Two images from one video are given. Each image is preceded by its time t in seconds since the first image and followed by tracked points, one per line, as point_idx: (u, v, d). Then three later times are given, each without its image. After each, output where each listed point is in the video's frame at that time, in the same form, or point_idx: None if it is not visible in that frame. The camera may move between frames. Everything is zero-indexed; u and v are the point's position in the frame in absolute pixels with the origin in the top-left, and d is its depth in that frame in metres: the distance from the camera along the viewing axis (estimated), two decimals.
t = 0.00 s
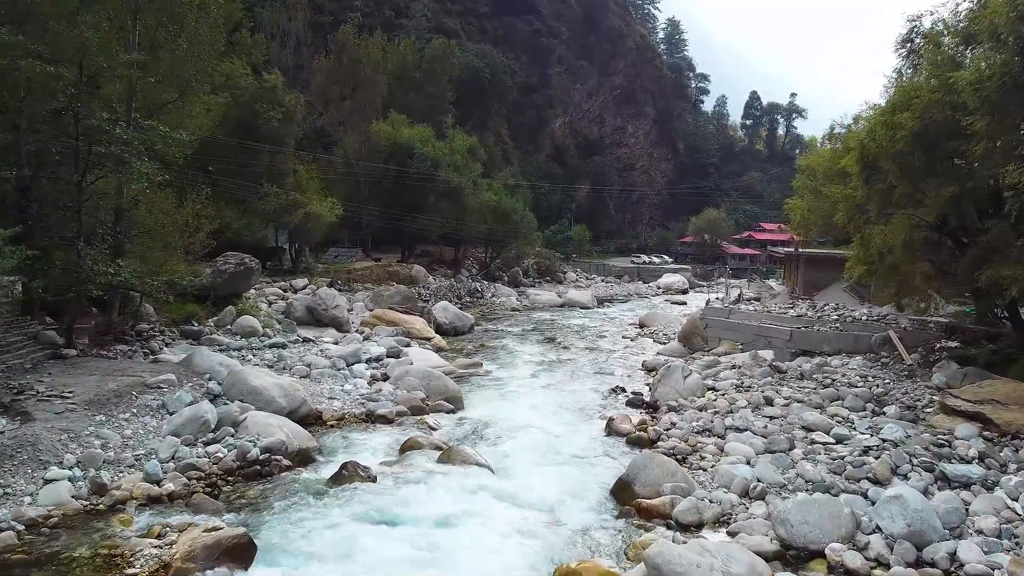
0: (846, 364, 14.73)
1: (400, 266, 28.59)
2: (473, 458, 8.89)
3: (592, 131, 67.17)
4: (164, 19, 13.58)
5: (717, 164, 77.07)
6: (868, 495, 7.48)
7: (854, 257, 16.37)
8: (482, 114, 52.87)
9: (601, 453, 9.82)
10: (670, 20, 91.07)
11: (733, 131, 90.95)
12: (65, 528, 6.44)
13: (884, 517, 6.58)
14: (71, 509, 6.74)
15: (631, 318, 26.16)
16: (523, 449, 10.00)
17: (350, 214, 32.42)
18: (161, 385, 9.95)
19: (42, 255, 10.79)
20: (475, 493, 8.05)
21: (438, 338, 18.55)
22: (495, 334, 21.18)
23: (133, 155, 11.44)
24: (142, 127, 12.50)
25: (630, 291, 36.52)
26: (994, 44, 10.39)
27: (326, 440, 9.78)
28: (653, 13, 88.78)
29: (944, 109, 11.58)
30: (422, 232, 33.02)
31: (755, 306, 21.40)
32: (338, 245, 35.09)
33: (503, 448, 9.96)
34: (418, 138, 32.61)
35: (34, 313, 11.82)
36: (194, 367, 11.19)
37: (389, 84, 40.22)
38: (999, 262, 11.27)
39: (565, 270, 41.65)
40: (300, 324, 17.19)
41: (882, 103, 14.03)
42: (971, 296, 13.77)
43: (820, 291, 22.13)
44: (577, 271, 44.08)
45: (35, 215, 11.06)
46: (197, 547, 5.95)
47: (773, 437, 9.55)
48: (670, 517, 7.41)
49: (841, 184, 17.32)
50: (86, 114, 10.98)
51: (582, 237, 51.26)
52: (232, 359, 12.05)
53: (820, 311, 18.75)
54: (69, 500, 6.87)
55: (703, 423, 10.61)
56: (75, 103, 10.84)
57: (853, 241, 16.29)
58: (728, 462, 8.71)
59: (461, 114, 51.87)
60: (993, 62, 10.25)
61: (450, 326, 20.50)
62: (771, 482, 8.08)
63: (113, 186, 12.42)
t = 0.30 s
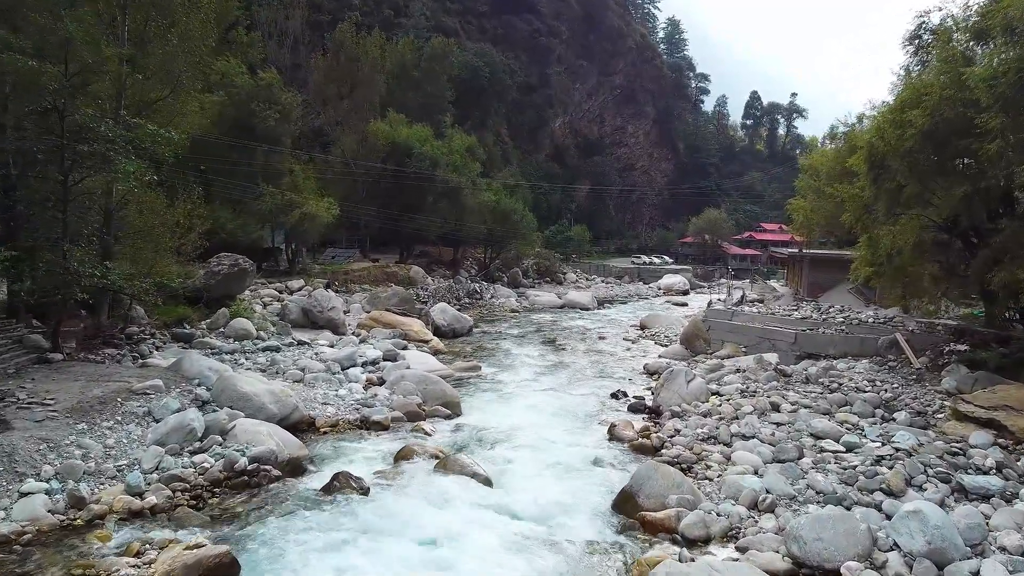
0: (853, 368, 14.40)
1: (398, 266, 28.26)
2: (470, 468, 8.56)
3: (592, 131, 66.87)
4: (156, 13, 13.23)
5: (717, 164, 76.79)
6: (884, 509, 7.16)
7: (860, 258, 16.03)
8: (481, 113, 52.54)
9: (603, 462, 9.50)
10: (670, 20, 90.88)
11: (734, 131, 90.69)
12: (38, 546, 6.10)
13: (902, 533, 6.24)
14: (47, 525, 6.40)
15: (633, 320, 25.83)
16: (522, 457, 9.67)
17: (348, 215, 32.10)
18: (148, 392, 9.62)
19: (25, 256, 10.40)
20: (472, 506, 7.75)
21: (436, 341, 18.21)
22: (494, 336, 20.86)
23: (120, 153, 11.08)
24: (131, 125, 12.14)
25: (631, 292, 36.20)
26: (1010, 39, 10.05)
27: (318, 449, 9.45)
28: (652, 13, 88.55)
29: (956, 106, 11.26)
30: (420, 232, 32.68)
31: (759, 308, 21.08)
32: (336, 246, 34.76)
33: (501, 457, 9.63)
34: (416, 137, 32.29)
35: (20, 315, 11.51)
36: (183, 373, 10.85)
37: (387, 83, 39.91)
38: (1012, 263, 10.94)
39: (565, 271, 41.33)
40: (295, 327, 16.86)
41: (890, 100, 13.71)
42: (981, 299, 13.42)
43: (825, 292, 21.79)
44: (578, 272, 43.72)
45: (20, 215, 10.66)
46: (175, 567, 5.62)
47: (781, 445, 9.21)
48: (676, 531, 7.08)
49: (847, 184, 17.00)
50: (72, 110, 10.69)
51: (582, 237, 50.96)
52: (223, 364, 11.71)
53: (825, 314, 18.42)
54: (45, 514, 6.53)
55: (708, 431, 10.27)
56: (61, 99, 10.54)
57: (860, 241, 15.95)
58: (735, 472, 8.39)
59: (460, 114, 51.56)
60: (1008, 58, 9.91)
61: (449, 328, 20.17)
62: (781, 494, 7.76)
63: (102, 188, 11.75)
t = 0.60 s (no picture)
0: (860, 371, 14.08)
1: (397, 267, 27.92)
2: (467, 478, 8.21)
3: (592, 131, 66.56)
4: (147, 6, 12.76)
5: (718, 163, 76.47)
6: (901, 522, 6.83)
7: (868, 258, 15.68)
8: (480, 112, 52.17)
9: (605, 471, 9.16)
10: (670, 19, 90.72)
11: (734, 130, 90.42)
12: (8, 566, 5.75)
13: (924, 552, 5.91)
14: (19, 542, 6.05)
15: (634, 321, 25.50)
16: (521, 465, 9.33)
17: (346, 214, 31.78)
18: (133, 398, 9.28)
19: (8, 257, 10.05)
20: (470, 517, 7.41)
21: (434, 343, 17.87)
22: (493, 338, 20.53)
23: (106, 149, 10.69)
24: (117, 121, 11.80)
25: (631, 293, 35.89)
26: None
27: (309, 457, 9.11)
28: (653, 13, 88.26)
29: (969, 102, 10.91)
30: (419, 232, 32.32)
31: (763, 309, 20.75)
32: (333, 246, 34.43)
33: (499, 465, 9.30)
34: (415, 136, 31.95)
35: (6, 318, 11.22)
36: (171, 378, 10.49)
37: (385, 81, 39.52)
38: None
39: (565, 271, 41.03)
40: (290, 329, 16.52)
41: (899, 97, 13.37)
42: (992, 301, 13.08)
43: (830, 294, 21.45)
44: (577, 272, 43.42)
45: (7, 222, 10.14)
46: None
47: (790, 454, 8.87)
48: (683, 546, 6.75)
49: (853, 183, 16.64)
50: (55, 106, 10.35)
51: (582, 237, 50.62)
52: (213, 368, 11.36)
53: (830, 315, 18.09)
54: (18, 530, 6.18)
55: (713, 437, 9.93)
56: (44, 96, 10.17)
57: (869, 241, 15.59)
58: (744, 483, 8.05)
59: (460, 113, 51.21)
60: None
61: (447, 330, 19.84)
62: (793, 506, 7.43)
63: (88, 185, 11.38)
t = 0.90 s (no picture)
0: (869, 375, 13.71)
1: (395, 267, 27.57)
2: (465, 491, 7.84)
3: (593, 130, 66.19)
4: None
5: (719, 163, 76.11)
6: (923, 540, 6.47)
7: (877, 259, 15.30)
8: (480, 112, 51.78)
9: (609, 481, 8.78)
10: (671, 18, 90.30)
11: (735, 130, 90.07)
12: None
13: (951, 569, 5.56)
14: None
15: (635, 322, 25.15)
16: (521, 476, 8.97)
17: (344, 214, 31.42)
18: (117, 406, 8.91)
19: None
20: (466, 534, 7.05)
21: (433, 345, 17.48)
22: (493, 339, 20.15)
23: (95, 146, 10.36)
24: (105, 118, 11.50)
25: (633, 293, 35.53)
26: None
27: (301, 467, 8.74)
28: (653, 12, 87.85)
29: (984, 98, 10.53)
30: (418, 232, 31.94)
31: (767, 310, 20.40)
32: (331, 246, 34.08)
33: (498, 475, 8.93)
34: (413, 135, 31.57)
35: None
36: (158, 384, 10.12)
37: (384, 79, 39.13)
38: None
39: (565, 271, 40.68)
40: (285, 331, 16.15)
41: (911, 93, 12.97)
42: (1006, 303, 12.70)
43: (836, 295, 21.09)
44: (578, 272, 43.07)
45: None
46: None
47: (802, 464, 8.49)
48: (693, 564, 6.37)
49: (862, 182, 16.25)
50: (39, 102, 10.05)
51: (583, 237, 50.26)
52: (203, 373, 10.99)
53: (837, 317, 17.71)
54: None
55: (721, 446, 9.55)
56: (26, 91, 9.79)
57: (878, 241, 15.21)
58: (755, 495, 7.67)
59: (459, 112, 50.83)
60: None
61: (447, 332, 19.46)
62: (807, 521, 7.05)
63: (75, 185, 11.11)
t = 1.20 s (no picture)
0: (879, 379, 13.34)
1: (393, 267, 27.29)
2: (464, 504, 7.46)
3: (593, 129, 65.79)
4: None
5: (720, 163, 75.74)
6: (951, 560, 6.11)
7: (887, 260, 14.91)
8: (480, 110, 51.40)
9: (614, 493, 8.40)
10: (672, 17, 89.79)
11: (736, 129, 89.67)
12: None
13: None
14: None
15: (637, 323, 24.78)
16: (522, 486, 8.59)
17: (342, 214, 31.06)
18: (101, 414, 8.54)
19: None
20: (466, 552, 6.65)
21: (432, 348, 17.10)
22: (493, 341, 19.78)
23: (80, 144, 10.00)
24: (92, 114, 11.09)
25: (634, 294, 35.17)
26: None
27: (292, 479, 8.36)
28: (654, 10, 87.39)
29: (1003, 94, 10.10)
30: (417, 232, 31.57)
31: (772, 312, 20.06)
32: (329, 246, 33.73)
33: (498, 486, 8.56)
34: (412, 133, 31.17)
35: None
36: (146, 390, 9.74)
37: (383, 77, 38.72)
38: None
39: (565, 271, 40.33)
40: (280, 334, 15.78)
41: (924, 90, 12.57)
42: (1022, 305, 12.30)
43: (842, 297, 20.68)
44: (579, 272, 42.73)
45: None
46: None
47: (817, 475, 8.11)
48: None
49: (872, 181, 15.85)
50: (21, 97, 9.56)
51: (584, 237, 49.91)
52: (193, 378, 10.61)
53: (845, 320, 17.34)
54: None
55: (730, 456, 9.18)
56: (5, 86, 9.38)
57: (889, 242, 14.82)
58: (768, 510, 7.32)
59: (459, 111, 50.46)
60: None
61: (445, 334, 19.11)
62: (825, 538, 6.68)
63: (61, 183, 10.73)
